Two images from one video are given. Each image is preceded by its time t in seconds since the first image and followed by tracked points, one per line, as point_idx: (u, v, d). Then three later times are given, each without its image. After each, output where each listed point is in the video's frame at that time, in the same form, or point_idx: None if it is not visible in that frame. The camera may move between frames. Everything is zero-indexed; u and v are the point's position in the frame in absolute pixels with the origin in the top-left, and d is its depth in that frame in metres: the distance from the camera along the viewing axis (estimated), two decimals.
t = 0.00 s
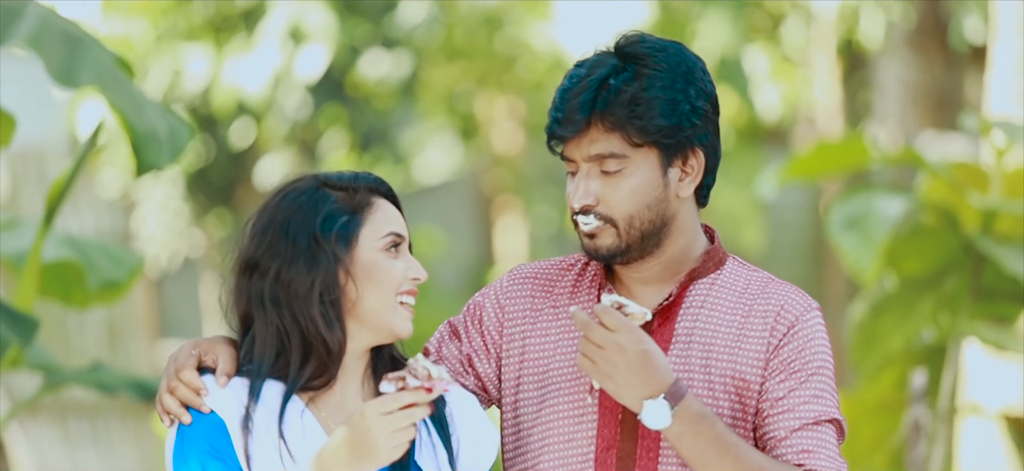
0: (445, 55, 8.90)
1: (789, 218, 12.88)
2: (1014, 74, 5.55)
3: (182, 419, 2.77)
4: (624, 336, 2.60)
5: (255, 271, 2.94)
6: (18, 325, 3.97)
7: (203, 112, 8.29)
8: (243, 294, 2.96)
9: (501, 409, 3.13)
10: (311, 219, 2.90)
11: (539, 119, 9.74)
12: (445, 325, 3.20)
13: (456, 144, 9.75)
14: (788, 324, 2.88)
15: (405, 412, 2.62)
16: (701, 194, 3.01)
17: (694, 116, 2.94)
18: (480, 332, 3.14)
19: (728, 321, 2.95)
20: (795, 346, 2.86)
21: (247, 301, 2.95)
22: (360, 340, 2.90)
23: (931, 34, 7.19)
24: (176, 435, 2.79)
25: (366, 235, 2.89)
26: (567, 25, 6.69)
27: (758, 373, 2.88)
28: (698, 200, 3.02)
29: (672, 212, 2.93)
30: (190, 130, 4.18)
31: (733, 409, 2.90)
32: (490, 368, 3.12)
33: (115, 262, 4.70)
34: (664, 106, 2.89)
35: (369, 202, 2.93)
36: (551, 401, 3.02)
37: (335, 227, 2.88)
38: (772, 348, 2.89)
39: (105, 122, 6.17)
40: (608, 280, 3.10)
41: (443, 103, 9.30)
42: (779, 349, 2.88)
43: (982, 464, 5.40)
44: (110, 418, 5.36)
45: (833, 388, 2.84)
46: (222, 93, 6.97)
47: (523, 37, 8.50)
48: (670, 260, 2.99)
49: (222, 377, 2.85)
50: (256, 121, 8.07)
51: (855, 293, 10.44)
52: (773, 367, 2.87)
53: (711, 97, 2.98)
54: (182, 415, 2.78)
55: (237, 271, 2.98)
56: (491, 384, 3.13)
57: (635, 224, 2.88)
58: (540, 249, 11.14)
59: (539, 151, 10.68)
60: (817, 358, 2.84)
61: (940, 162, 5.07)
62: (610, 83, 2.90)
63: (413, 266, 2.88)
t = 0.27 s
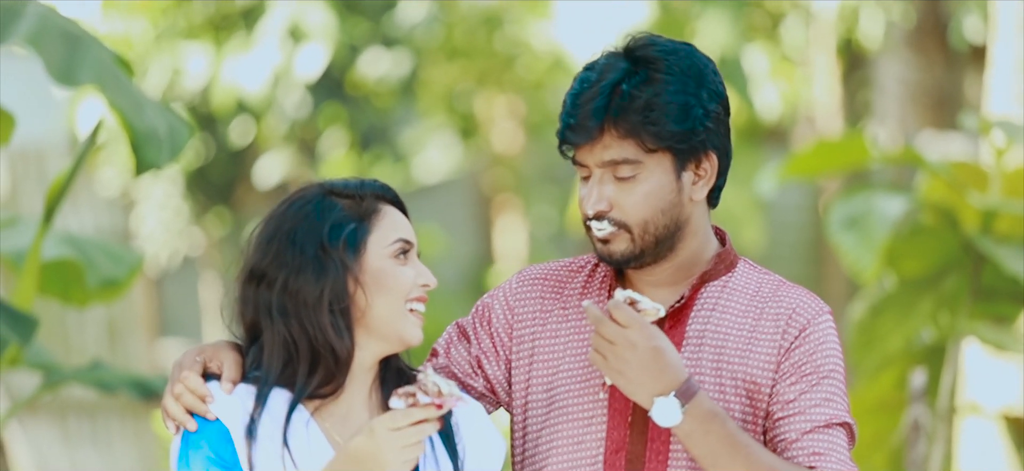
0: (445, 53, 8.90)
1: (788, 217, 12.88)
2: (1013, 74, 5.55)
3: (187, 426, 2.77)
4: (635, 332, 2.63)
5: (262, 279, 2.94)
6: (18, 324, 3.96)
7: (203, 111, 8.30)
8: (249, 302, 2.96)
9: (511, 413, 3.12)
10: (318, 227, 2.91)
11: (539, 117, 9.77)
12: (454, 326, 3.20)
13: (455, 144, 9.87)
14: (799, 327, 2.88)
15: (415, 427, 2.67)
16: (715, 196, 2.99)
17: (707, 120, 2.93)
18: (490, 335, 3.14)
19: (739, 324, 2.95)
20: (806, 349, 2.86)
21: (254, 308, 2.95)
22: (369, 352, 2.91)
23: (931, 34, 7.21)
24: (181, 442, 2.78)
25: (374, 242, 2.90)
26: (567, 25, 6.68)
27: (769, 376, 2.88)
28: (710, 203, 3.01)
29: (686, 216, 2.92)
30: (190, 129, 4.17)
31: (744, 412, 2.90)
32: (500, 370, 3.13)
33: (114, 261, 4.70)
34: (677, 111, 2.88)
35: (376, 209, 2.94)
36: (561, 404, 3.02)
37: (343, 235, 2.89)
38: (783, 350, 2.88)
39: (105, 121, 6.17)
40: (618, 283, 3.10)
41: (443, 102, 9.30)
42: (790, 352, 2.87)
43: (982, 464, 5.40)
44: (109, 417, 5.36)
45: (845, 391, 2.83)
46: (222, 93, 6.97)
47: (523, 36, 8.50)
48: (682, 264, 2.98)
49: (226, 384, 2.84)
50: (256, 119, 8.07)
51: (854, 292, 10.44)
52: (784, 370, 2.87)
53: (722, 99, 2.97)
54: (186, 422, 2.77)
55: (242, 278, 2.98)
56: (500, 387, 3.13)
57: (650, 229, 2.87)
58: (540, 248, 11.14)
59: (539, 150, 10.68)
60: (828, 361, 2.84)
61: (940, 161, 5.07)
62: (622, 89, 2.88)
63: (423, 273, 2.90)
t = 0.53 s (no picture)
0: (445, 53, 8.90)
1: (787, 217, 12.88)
2: (1014, 74, 5.54)
3: (195, 435, 2.76)
4: (648, 329, 2.65)
5: (272, 290, 2.91)
6: (16, 324, 3.96)
7: (203, 110, 8.30)
8: (258, 312, 2.93)
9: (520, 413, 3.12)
10: (330, 237, 2.89)
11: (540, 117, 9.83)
12: (461, 325, 3.20)
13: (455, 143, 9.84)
14: (812, 326, 2.87)
15: (426, 439, 2.68)
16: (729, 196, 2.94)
17: (722, 122, 2.87)
18: (499, 334, 3.14)
19: (751, 323, 2.94)
20: (819, 348, 2.85)
21: (263, 318, 2.92)
22: (378, 363, 2.90)
23: (932, 34, 7.16)
24: (189, 451, 2.77)
25: (387, 253, 2.88)
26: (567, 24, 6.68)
27: (780, 375, 2.87)
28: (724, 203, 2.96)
29: (702, 219, 2.88)
30: (190, 129, 4.17)
31: (755, 411, 2.89)
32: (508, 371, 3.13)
33: (113, 260, 4.70)
34: (694, 115, 2.82)
35: (389, 219, 2.93)
36: (571, 405, 3.02)
37: (355, 246, 2.87)
38: (795, 349, 2.87)
39: (105, 120, 6.18)
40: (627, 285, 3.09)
41: (443, 102, 9.31)
42: (802, 351, 2.87)
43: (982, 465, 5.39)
44: (107, 415, 5.37)
45: (856, 391, 2.83)
46: (222, 92, 6.97)
47: (523, 36, 8.51)
48: (694, 266, 2.95)
49: (234, 393, 2.84)
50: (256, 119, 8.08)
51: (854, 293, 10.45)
52: (796, 369, 2.86)
53: (736, 99, 2.91)
54: (194, 432, 2.76)
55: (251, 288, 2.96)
56: (509, 387, 3.13)
57: (667, 234, 2.82)
58: (539, 248, 11.15)
59: (539, 151, 10.69)
60: (840, 361, 2.83)
61: (940, 161, 5.06)
62: (638, 94, 2.82)
63: (434, 284, 2.89)
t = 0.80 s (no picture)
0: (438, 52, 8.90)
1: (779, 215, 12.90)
2: (1006, 73, 5.55)
3: (195, 441, 2.77)
4: (651, 325, 2.65)
5: (276, 290, 2.93)
6: (8, 323, 3.96)
7: (195, 109, 8.29)
8: (261, 313, 2.95)
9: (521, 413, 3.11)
10: (337, 239, 2.89)
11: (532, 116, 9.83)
12: (460, 325, 3.20)
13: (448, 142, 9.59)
14: (814, 322, 2.88)
15: (428, 445, 2.73)
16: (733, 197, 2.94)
17: (727, 121, 2.87)
18: (499, 334, 3.14)
19: (753, 320, 2.94)
20: (821, 344, 2.85)
21: (267, 318, 2.94)
22: (384, 365, 2.89)
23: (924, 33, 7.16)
24: (192, 456, 2.79)
25: (394, 255, 2.88)
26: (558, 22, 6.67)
27: (783, 372, 2.87)
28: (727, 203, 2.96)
29: (708, 220, 2.87)
30: (183, 127, 4.16)
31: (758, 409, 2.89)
32: (508, 371, 3.12)
33: (105, 259, 4.69)
34: (702, 116, 2.82)
35: (395, 222, 2.92)
36: (571, 405, 3.01)
37: (361, 248, 2.87)
38: (797, 346, 2.88)
39: (97, 120, 6.17)
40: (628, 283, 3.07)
41: (436, 100, 9.31)
42: (804, 347, 2.87)
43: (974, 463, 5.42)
44: (99, 415, 5.38)
45: (859, 386, 2.83)
46: (214, 92, 6.95)
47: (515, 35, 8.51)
48: (697, 267, 2.95)
49: (235, 397, 2.84)
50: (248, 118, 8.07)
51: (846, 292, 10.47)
52: (799, 365, 2.86)
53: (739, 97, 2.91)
54: (195, 437, 2.77)
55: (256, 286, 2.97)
56: (509, 387, 3.13)
57: (675, 236, 2.82)
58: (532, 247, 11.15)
59: (532, 150, 10.69)
60: (843, 356, 2.83)
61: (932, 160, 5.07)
62: (646, 97, 2.81)
63: (440, 288, 2.88)
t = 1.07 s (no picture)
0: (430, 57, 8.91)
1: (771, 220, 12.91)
2: (997, 78, 5.56)
3: (200, 442, 2.77)
4: (658, 330, 2.66)
5: (284, 293, 2.92)
6: None
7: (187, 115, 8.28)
8: (267, 316, 2.94)
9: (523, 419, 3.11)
10: (344, 242, 2.88)
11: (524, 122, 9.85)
12: (459, 332, 3.20)
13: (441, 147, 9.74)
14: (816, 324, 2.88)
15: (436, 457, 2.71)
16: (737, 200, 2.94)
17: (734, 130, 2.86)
18: (500, 341, 3.14)
19: (755, 324, 2.94)
20: (824, 346, 2.85)
21: (273, 322, 2.93)
22: (389, 371, 2.89)
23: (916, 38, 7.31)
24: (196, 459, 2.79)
25: (402, 259, 2.88)
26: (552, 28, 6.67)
27: (786, 375, 2.87)
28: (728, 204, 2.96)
29: (715, 227, 2.88)
30: (175, 134, 4.14)
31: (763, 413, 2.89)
32: (509, 377, 3.12)
33: (97, 265, 4.69)
34: (710, 126, 2.81)
35: (404, 226, 2.91)
36: (576, 411, 3.01)
37: (370, 251, 2.86)
38: (800, 349, 2.88)
39: (88, 126, 6.16)
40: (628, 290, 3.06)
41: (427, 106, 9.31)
42: (807, 349, 2.87)
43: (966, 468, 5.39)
44: (91, 422, 5.37)
45: (862, 387, 2.84)
46: (206, 97, 6.94)
47: (507, 40, 8.51)
48: (701, 273, 2.95)
49: (237, 400, 2.83)
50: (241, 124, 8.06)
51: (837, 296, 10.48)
52: (802, 368, 2.86)
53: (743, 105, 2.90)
54: (199, 439, 2.77)
55: (263, 291, 2.96)
56: (510, 394, 3.13)
57: (684, 245, 2.82)
58: (524, 252, 11.17)
59: (524, 155, 10.69)
60: (846, 358, 2.84)
61: (924, 165, 5.07)
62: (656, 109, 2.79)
63: (448, 293, 2.89)
